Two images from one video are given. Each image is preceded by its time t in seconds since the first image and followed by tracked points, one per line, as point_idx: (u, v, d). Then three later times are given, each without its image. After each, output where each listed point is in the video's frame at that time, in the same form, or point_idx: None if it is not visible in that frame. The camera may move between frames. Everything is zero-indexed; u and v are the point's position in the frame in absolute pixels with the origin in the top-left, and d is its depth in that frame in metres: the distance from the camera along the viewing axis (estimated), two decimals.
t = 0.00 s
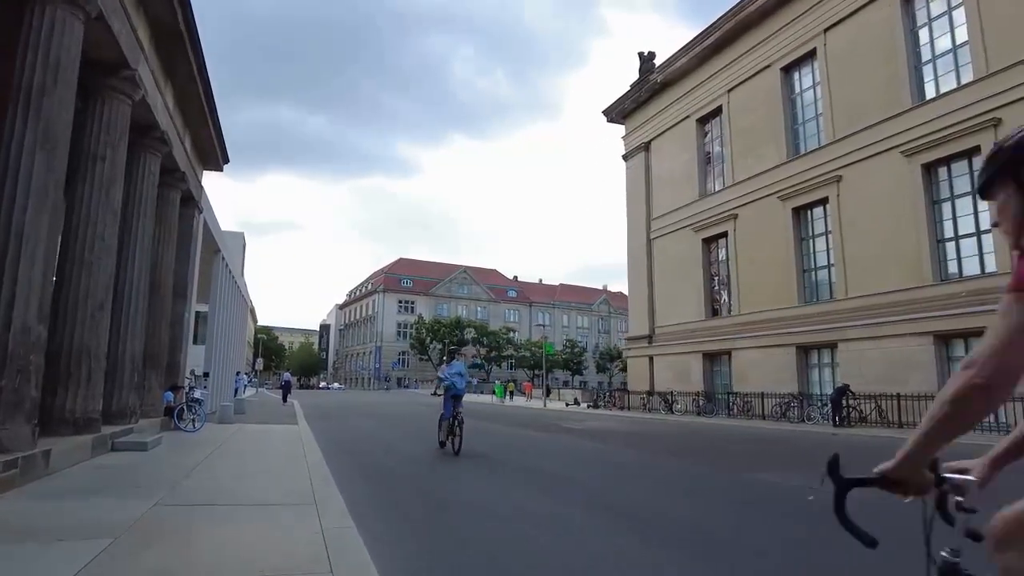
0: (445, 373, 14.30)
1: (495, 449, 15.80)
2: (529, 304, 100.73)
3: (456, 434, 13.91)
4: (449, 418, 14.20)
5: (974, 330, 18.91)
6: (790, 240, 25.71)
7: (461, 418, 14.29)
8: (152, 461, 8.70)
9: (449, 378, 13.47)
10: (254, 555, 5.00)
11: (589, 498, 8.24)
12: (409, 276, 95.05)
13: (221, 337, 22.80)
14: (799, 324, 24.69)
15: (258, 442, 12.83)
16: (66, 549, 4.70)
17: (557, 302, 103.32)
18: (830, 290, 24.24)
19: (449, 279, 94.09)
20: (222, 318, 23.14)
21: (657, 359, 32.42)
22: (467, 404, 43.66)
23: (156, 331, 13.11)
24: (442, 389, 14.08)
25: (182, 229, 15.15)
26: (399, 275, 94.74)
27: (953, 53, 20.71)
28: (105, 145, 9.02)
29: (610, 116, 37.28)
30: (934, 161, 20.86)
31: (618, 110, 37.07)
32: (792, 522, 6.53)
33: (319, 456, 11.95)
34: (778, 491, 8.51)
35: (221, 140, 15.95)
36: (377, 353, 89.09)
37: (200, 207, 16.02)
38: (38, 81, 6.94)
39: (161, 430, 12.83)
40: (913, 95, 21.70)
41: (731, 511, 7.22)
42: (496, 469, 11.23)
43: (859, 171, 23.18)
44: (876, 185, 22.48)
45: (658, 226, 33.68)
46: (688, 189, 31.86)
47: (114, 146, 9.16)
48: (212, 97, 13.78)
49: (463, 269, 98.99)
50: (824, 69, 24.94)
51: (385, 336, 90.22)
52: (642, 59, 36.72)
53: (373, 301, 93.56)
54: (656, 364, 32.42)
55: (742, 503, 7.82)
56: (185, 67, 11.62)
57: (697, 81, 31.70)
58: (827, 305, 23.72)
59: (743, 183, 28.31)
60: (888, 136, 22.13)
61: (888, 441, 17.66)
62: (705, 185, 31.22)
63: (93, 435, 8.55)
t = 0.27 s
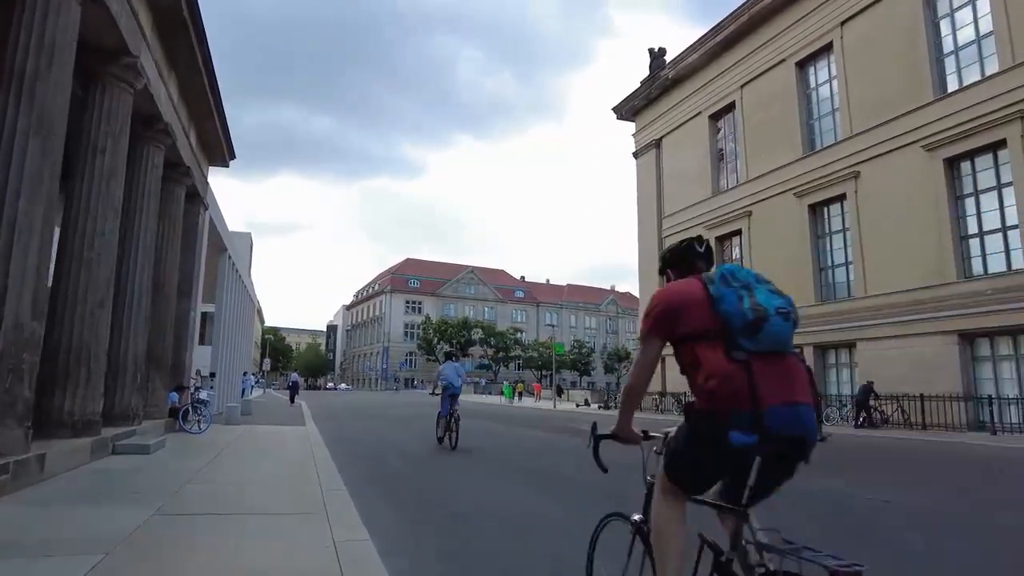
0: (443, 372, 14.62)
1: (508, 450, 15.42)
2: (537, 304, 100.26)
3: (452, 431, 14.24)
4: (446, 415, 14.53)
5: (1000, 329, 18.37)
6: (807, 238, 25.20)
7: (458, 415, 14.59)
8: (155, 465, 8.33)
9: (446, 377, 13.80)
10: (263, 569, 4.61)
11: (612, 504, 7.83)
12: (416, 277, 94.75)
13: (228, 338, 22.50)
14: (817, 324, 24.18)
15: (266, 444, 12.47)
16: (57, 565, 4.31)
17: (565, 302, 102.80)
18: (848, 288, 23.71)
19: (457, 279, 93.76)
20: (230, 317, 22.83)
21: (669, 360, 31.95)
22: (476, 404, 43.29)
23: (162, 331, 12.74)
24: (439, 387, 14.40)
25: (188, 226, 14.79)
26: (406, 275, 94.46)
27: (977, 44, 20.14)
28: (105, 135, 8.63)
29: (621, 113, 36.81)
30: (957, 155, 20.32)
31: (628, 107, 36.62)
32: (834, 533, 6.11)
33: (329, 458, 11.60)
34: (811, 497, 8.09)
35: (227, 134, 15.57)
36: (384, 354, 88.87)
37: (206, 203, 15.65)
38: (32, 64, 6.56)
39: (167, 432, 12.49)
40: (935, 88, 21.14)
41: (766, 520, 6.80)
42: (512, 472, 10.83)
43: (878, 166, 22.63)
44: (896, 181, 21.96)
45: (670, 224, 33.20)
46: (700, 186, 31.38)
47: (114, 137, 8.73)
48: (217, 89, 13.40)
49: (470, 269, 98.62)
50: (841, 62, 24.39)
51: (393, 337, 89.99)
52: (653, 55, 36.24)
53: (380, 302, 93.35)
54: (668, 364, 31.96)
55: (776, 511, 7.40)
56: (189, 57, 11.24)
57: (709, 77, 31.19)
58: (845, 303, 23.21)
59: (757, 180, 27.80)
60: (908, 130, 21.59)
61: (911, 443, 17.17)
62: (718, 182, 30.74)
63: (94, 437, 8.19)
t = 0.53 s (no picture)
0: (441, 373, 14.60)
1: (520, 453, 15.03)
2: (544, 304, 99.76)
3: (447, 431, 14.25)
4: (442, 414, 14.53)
5: None
6: (823, 235, 24.69)
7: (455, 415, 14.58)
8: (156, 470, 7.96)
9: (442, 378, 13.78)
10: None
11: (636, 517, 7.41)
12: (423, 277, 94.44)
13: (234, 338, 22.19)
14: (834, 323, 23.66)
15: (272, 447, 12.10)
16: None
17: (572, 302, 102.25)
18: (867, 287, 23.16)
19: (464, 279, 93.43)
20: (236, 317, 22.48)
21: (680, 360, 31.47)
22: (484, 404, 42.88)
23: (166, 330, 12.37)
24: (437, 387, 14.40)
25: (192, 223, 14.44)
26: (413, 275, 94.19)
27: (1000, 35, 19.58)
28: (104, 126, 8.25)
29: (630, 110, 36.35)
30: (980, 150, 19.75)
31: (638, 104, 36.17)
32: (880, 550, 5.69)
33: (337, 461, 11.22)
34: (846, 509, 7.67)
35: (231, 130, 15.22)
36: (391, 355, 88.66)
37: (211, 200, 15.30)
38: (24, 48, 6.16)
39: (171, 434, 12.15)
40: (956, 81, 20.59)
41: (803, 536, 6.38)
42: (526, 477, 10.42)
43: (897, 161, 22.09)
44: (916, 177, 21.40)
45: (681, 222, 32.72)
46: (712, 184, 30.91)
47: (114, 127, 8.32)
48: (222, 83, 13.00)
49: (477, 269, 98.24)
50: (858, 56, 23.85)
51: (400, 337, 89.78)
52: (664, 52, 35.78)
53: (387, 302, 93.13)
54: (680, 365, 31.49)
55: (812, 525, 6.97)
56: (192, 46, 10.84)
57: (721, 73, 30.69)
58: (863, 302, 22.68)
59: (772, 176, 27.29)
60: (929, 125, 21.03)
61: (934, 446, 16.68)
62: (731, 180, 30.25)
63: (92, 440, 7.81)
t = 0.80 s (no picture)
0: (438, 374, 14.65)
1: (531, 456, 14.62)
2: (549, 304, 99.34)
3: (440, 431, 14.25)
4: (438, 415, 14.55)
5: None
6: (836, 233, 24.23)
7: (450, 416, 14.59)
8: (154, 474, 7.57)
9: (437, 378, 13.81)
10: None
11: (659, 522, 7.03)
12: (427, 277, 94.09)
13: (238, 338, 21.83)
14: (847, 321, 23.21)
15: (276, 449, 11.73)
16: None
17: (577, 302, 101.80)
18: (882, 284, 22.70)
19: (468, 279, 93.10)
20: (238, 317, 22.13)
21: (689, 360, 31.03)
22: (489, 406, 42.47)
23: (166, 329, 12.01)
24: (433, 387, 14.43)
25: (194, 219, 14.07)
26: (417, 275, 93.87)
27: (1021, 26, 19.09)
28: (99, 113, 7.86)
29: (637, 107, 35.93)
30: (1000, 144, 19.28)
31: (646, 100, 35.76)
32: (932, 559, 5.27)
33: (343, 463, 10.82)
34: (883, 513, 7.24)
35: (234, 124, 14.87)
36: (395, 355, 88.35)
37: (213, 196, 14.94)
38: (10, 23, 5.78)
39: (172, 436, 11.78)
40: (974, 73, 20.13)
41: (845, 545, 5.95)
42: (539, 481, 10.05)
43: (913, 156, 21.62)
44: (932, 172, 20.96)
45: (690, 220, 32.28)
46: (721, 181, 30.48)
47: (110, 114, 7.94)
48: (224, 74, 12.63)
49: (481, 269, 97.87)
50: (871, 49, 23.40)
51: (404, 338, 89.46)
52: (671, 48, 35.36)
53: (392, 302, 92.85)
54: (688, 364, 31.05)
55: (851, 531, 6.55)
56: (192, 34, 10.46)
57: (730, 68, 30.26)
58: (878, 300, 22.20)
59: (784, 173, 26.83)
60: (946, 119, 20.57)
61: (955, 447, 16.23)
62: (740, 177, 29.81)
63: (86, 443, 7.42)
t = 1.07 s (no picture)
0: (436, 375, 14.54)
1: (541, 460, 14.18)
2: (553, 304, 98.87)
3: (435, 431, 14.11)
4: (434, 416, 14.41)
5: None
6: (849, 231, 23.78)
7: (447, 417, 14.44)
8: (152, 483, 7.18)
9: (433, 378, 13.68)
10: None
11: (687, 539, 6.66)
12: (431, 278, 93.65)
13: (240, 339, 21.45)
14: (861, 321, 22.77)
15: (280, 453, 11.36)
16: None
17: (581, 302, 101.31)
18: (897, 284, 22.24)
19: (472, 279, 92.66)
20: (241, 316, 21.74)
21: (698, 360, 30.60)
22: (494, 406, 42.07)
23: (167, 330, 11.64)
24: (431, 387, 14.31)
25: (195, 217, 13.70)
26: (421, 276, 93.46)
27: None
28: (92, 103, 7.46)
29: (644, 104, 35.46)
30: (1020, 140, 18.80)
31: (652, 98, 35.31)
32: None
33: (349, 468, 10.41)
34: (924, 529, 6.85)
35: (236, 120, 14.48)
36: (398, 355, 88.00)
37: (214, 193, 14.55)
38: None
39: (172, 440, 11.41)
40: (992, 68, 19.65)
41: (893, 569, 5.52)
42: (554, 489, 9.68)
43: (930, 153, 21.15)
44: (950, 169, 20.51)
45: (698, 219, 31.82)
46: (730, 179, 30.05)
47: (105, 105, 7.54)
48: (226, 67, 12.23)
49: (485, 269, 97.42)
50: (885, 44, 22.92)
51: (407, 338, 89.11)
52: (679, 44, 34.88)
53: (395, 302, 92.49)
54: (697, 365, 30.63)
55: (894, 553, 6.11)
56: (192, 24, 10.07)
57: (740, 65, 29.79)
58: (893, 300, 21.74)
59: (795, 170, 26.35)
60: (964, 115, 20.11)
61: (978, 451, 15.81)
62: (750, 175, 29.36)
63: (80, 451, 7.04)
